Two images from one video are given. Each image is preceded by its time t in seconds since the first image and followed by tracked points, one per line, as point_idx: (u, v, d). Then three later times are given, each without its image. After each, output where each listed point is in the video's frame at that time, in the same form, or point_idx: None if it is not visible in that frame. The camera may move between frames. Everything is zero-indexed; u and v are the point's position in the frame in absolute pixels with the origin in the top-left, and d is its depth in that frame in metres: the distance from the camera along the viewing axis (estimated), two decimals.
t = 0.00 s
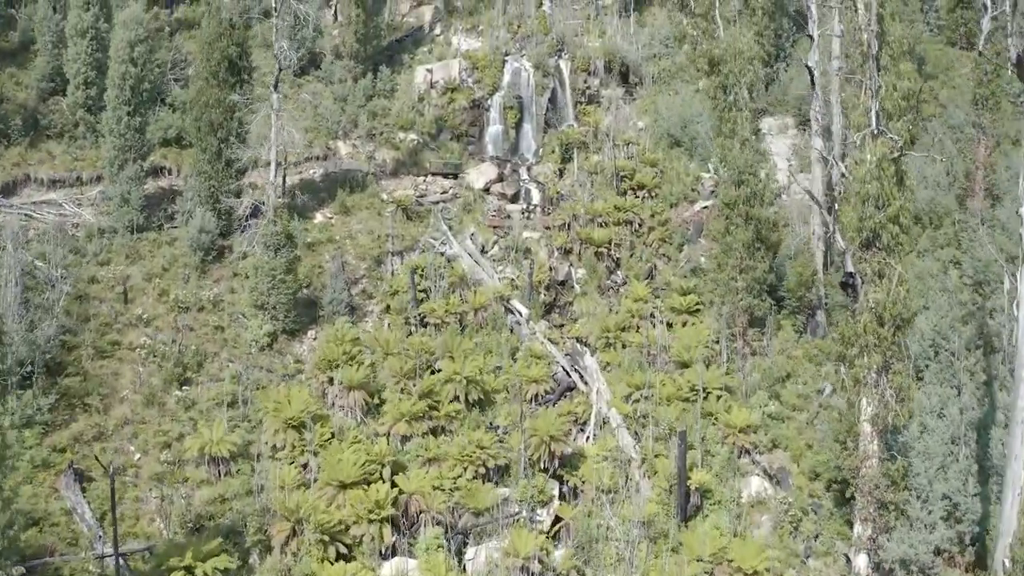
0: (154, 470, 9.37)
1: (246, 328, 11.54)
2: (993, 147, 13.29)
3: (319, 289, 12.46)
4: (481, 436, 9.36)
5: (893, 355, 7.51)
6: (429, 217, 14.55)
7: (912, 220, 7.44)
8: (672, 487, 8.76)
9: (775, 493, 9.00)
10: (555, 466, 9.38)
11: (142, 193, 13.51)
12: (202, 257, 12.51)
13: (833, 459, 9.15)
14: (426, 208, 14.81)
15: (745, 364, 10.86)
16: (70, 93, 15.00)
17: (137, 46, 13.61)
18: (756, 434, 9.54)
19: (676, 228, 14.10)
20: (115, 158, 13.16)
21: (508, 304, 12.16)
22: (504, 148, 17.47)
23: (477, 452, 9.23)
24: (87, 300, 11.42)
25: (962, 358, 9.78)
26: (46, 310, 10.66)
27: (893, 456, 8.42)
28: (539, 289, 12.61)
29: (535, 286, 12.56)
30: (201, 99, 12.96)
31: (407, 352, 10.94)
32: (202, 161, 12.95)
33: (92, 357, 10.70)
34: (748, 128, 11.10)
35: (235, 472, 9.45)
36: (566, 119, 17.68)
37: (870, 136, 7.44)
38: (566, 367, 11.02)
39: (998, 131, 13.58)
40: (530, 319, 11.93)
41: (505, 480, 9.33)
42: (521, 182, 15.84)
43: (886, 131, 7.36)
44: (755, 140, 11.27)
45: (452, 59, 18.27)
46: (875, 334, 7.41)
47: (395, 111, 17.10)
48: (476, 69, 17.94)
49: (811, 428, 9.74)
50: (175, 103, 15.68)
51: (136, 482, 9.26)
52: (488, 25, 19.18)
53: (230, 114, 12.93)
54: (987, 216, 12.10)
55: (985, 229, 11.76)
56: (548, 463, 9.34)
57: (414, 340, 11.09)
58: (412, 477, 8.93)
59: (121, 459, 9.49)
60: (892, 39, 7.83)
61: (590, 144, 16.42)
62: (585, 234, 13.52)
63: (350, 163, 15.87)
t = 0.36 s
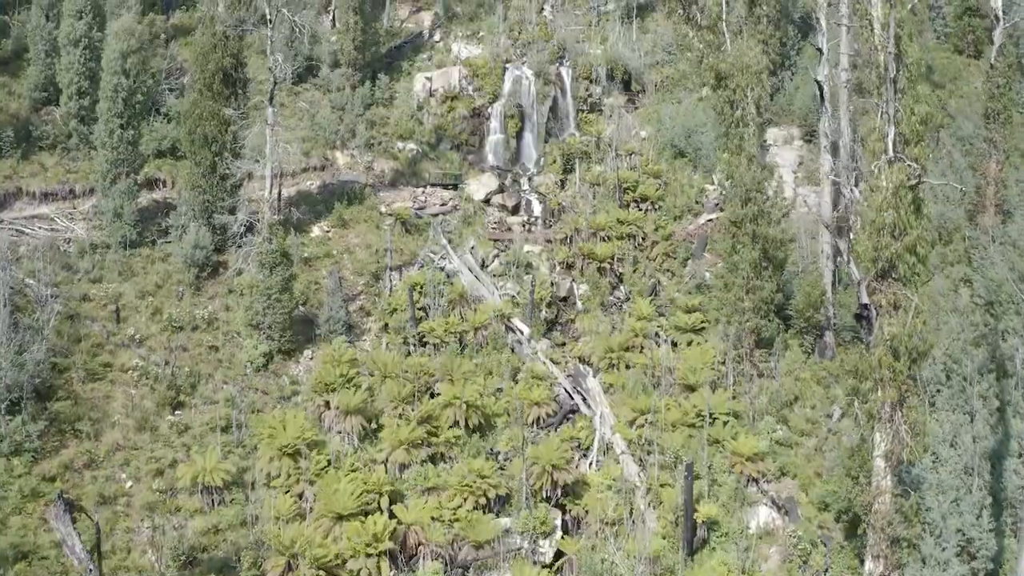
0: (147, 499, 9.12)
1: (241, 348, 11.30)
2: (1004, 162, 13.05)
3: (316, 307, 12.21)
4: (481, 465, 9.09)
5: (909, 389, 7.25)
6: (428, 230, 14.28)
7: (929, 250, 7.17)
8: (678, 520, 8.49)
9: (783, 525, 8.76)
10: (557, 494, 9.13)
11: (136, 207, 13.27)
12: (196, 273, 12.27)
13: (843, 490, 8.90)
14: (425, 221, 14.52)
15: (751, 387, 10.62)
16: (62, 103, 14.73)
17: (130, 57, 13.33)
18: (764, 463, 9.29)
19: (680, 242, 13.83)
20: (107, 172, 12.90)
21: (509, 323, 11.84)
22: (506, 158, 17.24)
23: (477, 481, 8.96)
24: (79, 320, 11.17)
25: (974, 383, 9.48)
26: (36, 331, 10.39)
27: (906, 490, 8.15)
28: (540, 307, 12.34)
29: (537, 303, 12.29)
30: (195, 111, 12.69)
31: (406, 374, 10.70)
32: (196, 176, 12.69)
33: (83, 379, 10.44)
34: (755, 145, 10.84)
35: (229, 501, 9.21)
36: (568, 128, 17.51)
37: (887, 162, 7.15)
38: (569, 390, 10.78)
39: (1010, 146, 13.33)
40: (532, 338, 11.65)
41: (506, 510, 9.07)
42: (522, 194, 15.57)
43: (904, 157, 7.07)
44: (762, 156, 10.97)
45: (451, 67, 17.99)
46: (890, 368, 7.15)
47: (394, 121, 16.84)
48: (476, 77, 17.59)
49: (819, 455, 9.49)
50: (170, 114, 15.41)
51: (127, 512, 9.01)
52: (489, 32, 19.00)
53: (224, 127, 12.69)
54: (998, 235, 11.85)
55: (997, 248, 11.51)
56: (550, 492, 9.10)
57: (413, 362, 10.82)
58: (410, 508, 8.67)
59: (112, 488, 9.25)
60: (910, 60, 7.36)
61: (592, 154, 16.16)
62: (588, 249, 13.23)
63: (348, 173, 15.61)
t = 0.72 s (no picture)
0: (139, 531, 8.88)
1: (236, 370, 11.05)
2: (1015, 177, 12.80)
3: (313, 326, 11.96)
4: (482, 496, 8.85)
5: (924, 427, 7.01)
6: (428, 244, 14.01)
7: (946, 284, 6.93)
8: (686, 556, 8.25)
9: (792, 559, 8.53)
10: (559, 526, 8.89)
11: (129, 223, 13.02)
12: (190, 292, 12.02)
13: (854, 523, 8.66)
14: (424, 234, 14.24)
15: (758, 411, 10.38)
16: (55, 114, 14.48)
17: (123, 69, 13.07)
18: (772, 494, 9.06)
19: (684, 257, 13.57)
20: (100, 187, 12.64)
21: (511, 343, 11.58)
22: (506, 167, 16.98)
23: (477, 513, 8.70)
24: (71, 341, 10.93)
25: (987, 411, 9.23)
26: (25, 356, 10.05)
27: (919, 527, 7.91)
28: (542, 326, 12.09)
29: (539, 322, 12.01)
30: (189, 125, 12.42)
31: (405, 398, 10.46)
32: (191, 191, 12.43)
33: (75, 405, 10.19)
34: (762, 163, 10.58)
35: (224, 533, 8.98)
36: (569, 137, 17.25)
37: (905, 193, 6.88)
38: (572, 414, 10.52)
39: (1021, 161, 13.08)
40: (533, 359, 11.38)
41: (508, 543, 8.83)
42: (523, 206, 15.31)
43: (922, 189, 6.80)
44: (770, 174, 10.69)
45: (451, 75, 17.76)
46: (908, 406, 6.90)
47: (393, 130, 16.58)
48: (476, 85, 17.40)
49: (829, 484, 9.25)
50: (164, 124, 15.15)
51: (119, 545, 8.76)
52: (490, 40, 18.77)
53: (218, 141, 12.42)
54: (1010, 253, 11.62)
55: (1009, 267, 11.28)
56: (553, 524, 8.86)
57: (412, 385, 10.56)
58: (409, 542, 8.43)
59: (104, 519, 9.00)
60: (928, 86, 7.07)
61: (595, 164, 15.89)
62: (590, 265, 12.98)
63: (346, 185, 15.34)
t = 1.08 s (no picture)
0: (131, 566, 8.63)
1: (231, 394, 10.80)
2: None
3: (310, 347, 11.70)
4: (482, 530, 8.59)
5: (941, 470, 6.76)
6: (427, 259, 13.71)
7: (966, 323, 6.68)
8: None
9: None
10: (562, 561, 8.62)
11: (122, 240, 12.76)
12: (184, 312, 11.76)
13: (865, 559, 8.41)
14: (424, 249, 13.95)
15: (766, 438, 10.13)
16: (47, 127, 14.23)
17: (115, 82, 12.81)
18: (781, 528, 8.80)
19: (689, 273, 13.29)
20: (92, 204, 12.38)
21: (512, 364, 11.27)
22: (507, 178, 16.71)
23: (478, 549, 8.44)
24: (62, 365, 10.68)
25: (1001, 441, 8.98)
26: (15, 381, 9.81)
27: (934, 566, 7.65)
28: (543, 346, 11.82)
29: (541, 342, 11.69)
30: (182, 140, 12.16)
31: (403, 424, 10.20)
32: (184, 208, 12.18)
33: (65, 432, 9.94)
34: (770, 183, 10.30)
35: (217, 568, 8.73)
36: (571, 146, 17.01)
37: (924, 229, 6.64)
38: (574, 439, 10.23)
39: None
40: (535, 382, 11.07)
41: None
42: (524, 219, 15.05)
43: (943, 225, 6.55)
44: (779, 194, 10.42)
45: (451, 83, 17.49)
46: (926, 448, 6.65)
47: (392, 141, 16.30)
48: (476, 95, 17.17)
49: (839, 517, 8.99)
50: (159, 137, 14.90)
51: None
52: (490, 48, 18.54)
53: (212, 157, 12.17)
54: None
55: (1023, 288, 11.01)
56: (555, 559, 8.59)
57: (410, 410, 10.28)
58: None
59: (95, 553, 8.75)
60: (949, 115, 6.79)
61: (597, 176, 15.61)
62: (593, 283, 12.70)
63: (343, 198, 15.07)
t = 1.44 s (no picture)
0: None
1: (226, 419, 10.55)
2: None
3: (306, 369, 11.46)
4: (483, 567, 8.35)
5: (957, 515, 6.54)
6: (427, 275, 13.34)
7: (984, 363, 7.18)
8: None
9: None
10: None
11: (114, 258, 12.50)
12: (177, 333, 11.51)
13: None
14: (423, 265, 13.60)
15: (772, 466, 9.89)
16: (39, 141, 14.03)
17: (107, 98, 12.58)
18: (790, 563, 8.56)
19: (693, 291, 13.03)
20: (83, 221, 12.12)
21: (513, 388, 11.01)
22: (507, 189, 16.44)
23: None
24: (53, 390, 10.43)
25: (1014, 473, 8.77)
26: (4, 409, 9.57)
27: None
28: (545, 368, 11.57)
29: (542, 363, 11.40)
30: (176, 156, 11.90)
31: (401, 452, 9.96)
32: (177, 226, 11.92)
33: (56, 460, 9.70)
34: (780, 206, 10.02)
35: None
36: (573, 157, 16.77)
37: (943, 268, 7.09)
38: (577, 467, 9.96)
39: None
40: (536, 406, 10.80)
41: None
42: (525, 233, 14.80)
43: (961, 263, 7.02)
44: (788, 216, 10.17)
45: (451, 93, 17.22)
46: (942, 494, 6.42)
47: (391, 153, 16.01)
48: (476, 105, 16.92)
49: (848, 551, 8.75)
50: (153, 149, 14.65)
51: None
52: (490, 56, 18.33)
53: (205, 174, 11.92)
54: None
55: None
56: None
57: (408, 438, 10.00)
58: None
59: None
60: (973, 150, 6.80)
61: (600, 189, 15.37)
62: (596, 303, 12.43)
63: (341, 213, 14.79)
